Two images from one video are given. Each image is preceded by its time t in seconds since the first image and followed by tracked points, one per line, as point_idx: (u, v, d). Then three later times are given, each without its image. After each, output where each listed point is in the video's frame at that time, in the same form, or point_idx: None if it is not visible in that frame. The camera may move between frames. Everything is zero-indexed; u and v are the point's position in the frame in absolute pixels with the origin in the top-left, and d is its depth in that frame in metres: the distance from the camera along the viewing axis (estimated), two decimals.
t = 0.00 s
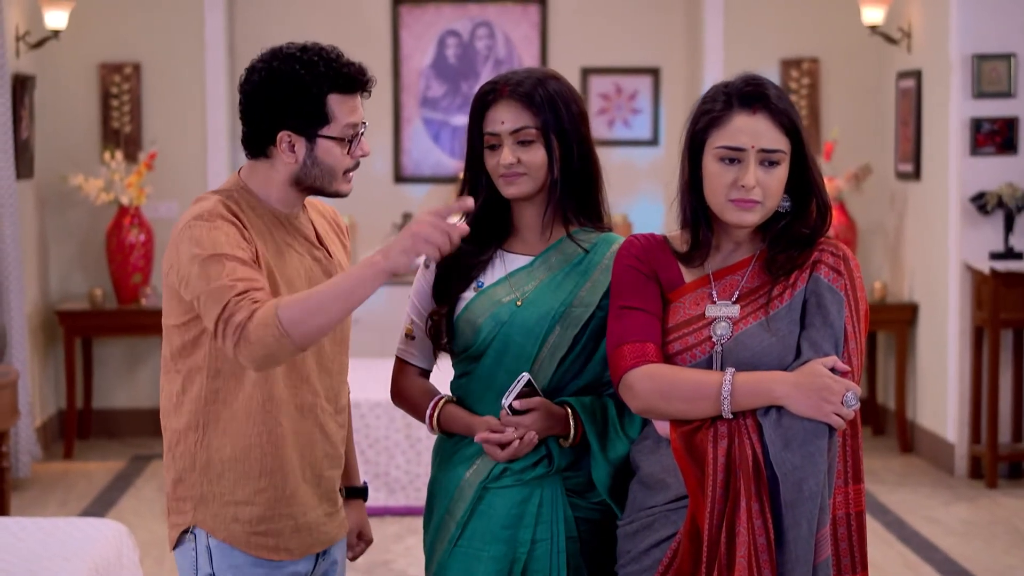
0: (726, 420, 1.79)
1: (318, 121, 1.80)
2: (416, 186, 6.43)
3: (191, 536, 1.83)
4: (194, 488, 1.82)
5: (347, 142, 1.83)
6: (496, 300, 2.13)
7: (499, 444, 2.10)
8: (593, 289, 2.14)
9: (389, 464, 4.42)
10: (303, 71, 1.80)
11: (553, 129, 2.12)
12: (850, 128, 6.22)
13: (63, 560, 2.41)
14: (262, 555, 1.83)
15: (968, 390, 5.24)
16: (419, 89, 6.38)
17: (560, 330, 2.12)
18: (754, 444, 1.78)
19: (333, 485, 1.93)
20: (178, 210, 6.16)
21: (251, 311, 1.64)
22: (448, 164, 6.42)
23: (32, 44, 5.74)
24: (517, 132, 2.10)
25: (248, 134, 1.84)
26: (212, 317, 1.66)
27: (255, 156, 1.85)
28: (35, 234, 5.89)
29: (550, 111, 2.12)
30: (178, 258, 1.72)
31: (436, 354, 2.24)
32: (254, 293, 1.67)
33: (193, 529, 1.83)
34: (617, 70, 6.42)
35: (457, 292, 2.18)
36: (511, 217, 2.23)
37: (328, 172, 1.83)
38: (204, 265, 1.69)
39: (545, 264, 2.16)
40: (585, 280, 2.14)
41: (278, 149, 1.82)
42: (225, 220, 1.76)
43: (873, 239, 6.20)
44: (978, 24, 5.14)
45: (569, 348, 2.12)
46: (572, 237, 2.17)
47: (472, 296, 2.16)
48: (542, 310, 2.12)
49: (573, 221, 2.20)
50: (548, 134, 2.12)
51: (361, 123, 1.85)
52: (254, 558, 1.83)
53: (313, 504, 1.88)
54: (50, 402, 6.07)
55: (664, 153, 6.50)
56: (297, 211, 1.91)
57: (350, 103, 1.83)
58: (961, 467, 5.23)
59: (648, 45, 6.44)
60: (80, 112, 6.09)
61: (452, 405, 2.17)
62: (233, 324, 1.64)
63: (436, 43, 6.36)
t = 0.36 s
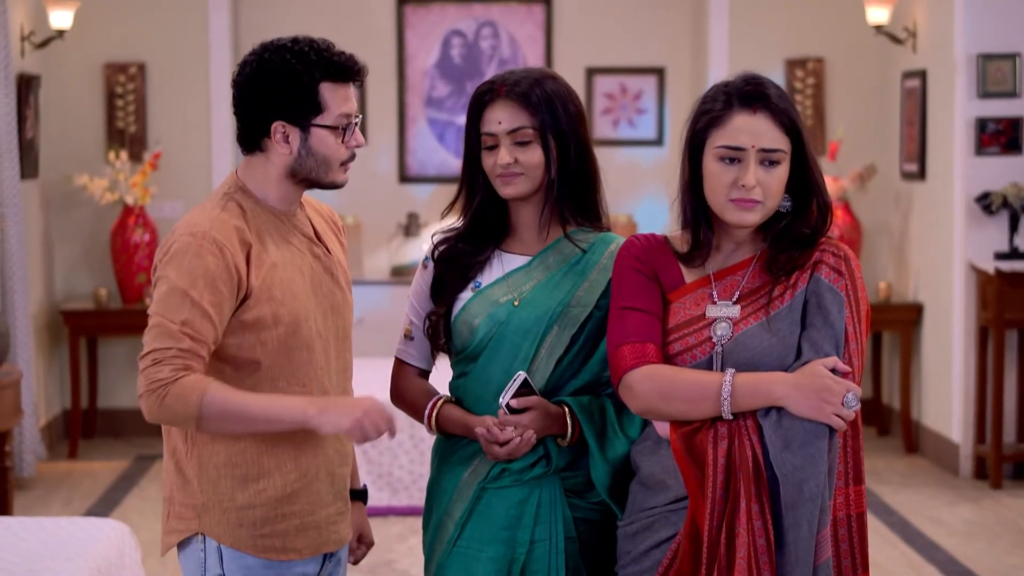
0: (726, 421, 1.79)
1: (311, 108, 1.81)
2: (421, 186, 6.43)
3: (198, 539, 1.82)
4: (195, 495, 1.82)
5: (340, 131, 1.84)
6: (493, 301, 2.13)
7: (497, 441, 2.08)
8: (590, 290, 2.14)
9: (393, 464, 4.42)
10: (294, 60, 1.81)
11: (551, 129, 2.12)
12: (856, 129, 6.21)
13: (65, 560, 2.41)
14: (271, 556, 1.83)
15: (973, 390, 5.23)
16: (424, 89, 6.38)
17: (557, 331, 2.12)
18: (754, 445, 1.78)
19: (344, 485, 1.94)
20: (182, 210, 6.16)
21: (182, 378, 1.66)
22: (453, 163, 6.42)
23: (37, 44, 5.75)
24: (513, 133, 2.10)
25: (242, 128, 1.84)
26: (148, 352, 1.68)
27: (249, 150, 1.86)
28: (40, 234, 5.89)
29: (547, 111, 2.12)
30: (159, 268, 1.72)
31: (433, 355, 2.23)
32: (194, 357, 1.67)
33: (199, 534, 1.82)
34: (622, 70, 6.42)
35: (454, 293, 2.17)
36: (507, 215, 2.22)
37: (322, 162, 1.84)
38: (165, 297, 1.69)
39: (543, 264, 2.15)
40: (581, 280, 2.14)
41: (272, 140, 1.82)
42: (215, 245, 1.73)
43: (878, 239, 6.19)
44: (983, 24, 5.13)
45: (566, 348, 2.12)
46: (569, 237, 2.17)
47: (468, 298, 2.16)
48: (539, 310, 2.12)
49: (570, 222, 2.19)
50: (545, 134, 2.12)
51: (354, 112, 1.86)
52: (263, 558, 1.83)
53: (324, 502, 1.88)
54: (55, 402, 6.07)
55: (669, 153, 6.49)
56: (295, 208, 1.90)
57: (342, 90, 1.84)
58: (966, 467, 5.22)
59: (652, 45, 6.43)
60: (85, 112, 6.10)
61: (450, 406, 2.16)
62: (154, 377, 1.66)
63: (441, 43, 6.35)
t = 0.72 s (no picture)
0: (725, 422, 1.79)
1: (297, 113, 1.82)
2: (427, 186, 6.43)
3: (201, 541, 1.83)
4: (194, 498, 1.82)
5: (327, 133, 1.86)
6: (493, 300, 2.13)
7: (497, 441, 2.07)
8: (590, 291, 2.14)
9: (398, 464, 4.43)
10: (278, 67, 1.80)
11: (550, 132, 2.10)
12: (863, 129, 6.20)
13: (69, 560, 2.41)
14: (273, 555, 1.83)
15: (979, 390, 5.21)
16: (430, 89, 6.38)
17: (558, 331, 2.12)
18: (754, 446, 1.78)
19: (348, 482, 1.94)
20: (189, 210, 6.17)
21: (200, 382, 1.68)
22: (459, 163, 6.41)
23: (43, 44, 5.76)
24: (513, 141, 2.08)
25: (230, 136, 1.84)
26: (160, 358, 1.69)
27: (238, 155, 1.86)
28: (47, 234, 5.90)
29: (546, 114, 2.10)
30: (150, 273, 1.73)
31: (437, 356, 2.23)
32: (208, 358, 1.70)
33: (202, 537, 1.83)
34: (628, 70, 6.42)
35: (455, 292, 2.17)
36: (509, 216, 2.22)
37: (313, 165, 1.85)
38: (165, 303, 1.70)
39: (542, 264, 2.15)
40: (581, 281, 2.14)
41: (261, 148, 1.83)
42: (206, 244, 1.74)
43: (886, 239, 6.19)
44: (990, 24, 5.12)
45: (567, 349, 2.12)
46: (569, 238, 2.17)
47: (469, 297, 2.16)
48: (539, 309, 2.12)
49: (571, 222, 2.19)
50: (546, 139, 2.10)
51: (338, 111, 1.87)
52: (265, 557, 1.83)
53: (325, 498, 1.88)
54: (62, 402, 6.09)
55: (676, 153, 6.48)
56: (288, 207, 1.91)
57: (326, 92, 1.85)
58: (973, 468, 5.20)
59: (659, 45, 6.42)
60: (91, 112, 6.10)
61: (452, 406, 2.16)
62: (175, 383, 1.68)
63: (447, 44, 6.36)
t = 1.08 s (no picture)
0: (724, 422, 1.79)
1: (278, 114, 1.82)
2: (435, 186, 6.43)
3: (227, 548, 1.84)
4: (225, 503, 1.83)
5: (308, 133, 1.86)
6: (496, 301, 2.13)
7: (500, 440, 2.07)
8: (593, 290, 2.13)
9: (406, 464, 4.44)
10: (259, 65, 1.80)
11: (549, 132, 2.10)
12: (873, 129, 6.19)
13: (74, 559, 2.41)
14: (308, 549, 1.86)
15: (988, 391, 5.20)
16: (439, 89, 6.38)
17: (560, 331, 2.12)
18: (752, 446, 1.77)
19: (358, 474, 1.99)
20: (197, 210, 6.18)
21: (283, 359, 1.74)
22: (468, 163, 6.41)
23: (53, 44, 5.77)
24: (513, 140, 2.08)
25: (211, 132, 1.85)
26: (235, 356, 1.72)
27: (219, 153, 1.87)
28: (56, 234, 5.92)
29: (548, 113, 2.10)
30: (182, 284, 1.75)
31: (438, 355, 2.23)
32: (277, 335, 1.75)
33: (230, 543, 1.84)
34: (637, 69, 6.41)
35: (457, 293, 2.17)
36: (512, 212, 2.21)
37: (293, 164, 1.86)
38: (219, 304, 1.73)
39: (545, 263, 2.15)
40: (584, 281, 2.14)
41: (241, 147, 1.84)
42: (227, 240, 1.77)
43: (895, 239, 6.17)
44: (999, 24, 5.10)
45: (568, 349, 2.12)
46: (571, 237, 2.17)
47: (472, 297, 2.16)
48: (542, 310, 2.12)
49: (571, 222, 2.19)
50: (547, 138, 2.10)
51: (321, 112, 1.88)
52: (301, 553, 1.86)
53: (349, 490, 1.92)
54: (72, 401, 6.11)
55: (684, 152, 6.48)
56: (271, 206, 1.93)
57: (308, 93, 1.85)
58: (981, 469, 5.19)
59: (669, 45, 6.42)
60: (101, 112, 6.12)
61: (454, 407, 2.16)
62: (266, 371, 1.72)
63: (456, 44, 6.35)
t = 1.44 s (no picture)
0: (721, 423, 1.78)
1: (296, 113, 1.83)
2: (443, 186, 6.43)
3: (231, 555, 1.84)
4: (233, 510, 1.83)
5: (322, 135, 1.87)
6: (493, 302, 2.13)
7: (497, 439, 2.07)
8: (590, 290, 2.13)
9: (411, 464, 4.44)
10: (283, 62, 1.81)
11: (543, 132, 2.10)
12: (880, 129, 6.17)
13: (76, 559, 2.41)
14: (316, 553, 1.89)
15: (996, 391, 5.19)
16: (446, 89, 6.38)
17: (556, 332, 2.12)
18: (749, 447, 1.77)
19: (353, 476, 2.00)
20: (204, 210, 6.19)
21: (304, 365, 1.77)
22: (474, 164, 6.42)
23: (60, 44, 5.78)
24: (506, 137, 2.09)
25: (219, 126, 1.85)
26: (257, 360, 1.74)
27: (227, 149, 1.86)
28: (63, 234, 5.93)
29: (541, 112, 2.10)
30: (204, 284, 1.75)
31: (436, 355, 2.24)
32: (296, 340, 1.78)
33: (234, 549, 1.84)
34: (644, 69, 6.41)
35: (454, 293, 2.17)
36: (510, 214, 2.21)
37: (302, 165, 1.86)
38: (241, 306, 1.74)
39: (543, 264, 2.15)
40: (581, 282, 2.14)
41: (254, 143, 1.84)
42: (247, 241, 1.78)
43: (903, 239, 6.16)
44: (1007, 23, 5.09)
45: (565, 350, 2.12)
46: (563, 242, 2.17)
47: (469, 298, 2.16)
48: (538, 311, 2.12)
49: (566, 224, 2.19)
50: (539, 137, 2.10)
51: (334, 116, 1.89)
52: (307, 557, 1.88)
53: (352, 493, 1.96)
54: (79, 401, 6.11)
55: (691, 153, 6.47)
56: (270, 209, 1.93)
57: (324, 94, 1.86)
58: (988, 470, 5.17)
59: (676, 44, 6.41)
60: (108, 112, 6.13)
61: (451, 407, 2.16)
62: (288, 376, 1.75)
63: (463, 44, 6.35)
